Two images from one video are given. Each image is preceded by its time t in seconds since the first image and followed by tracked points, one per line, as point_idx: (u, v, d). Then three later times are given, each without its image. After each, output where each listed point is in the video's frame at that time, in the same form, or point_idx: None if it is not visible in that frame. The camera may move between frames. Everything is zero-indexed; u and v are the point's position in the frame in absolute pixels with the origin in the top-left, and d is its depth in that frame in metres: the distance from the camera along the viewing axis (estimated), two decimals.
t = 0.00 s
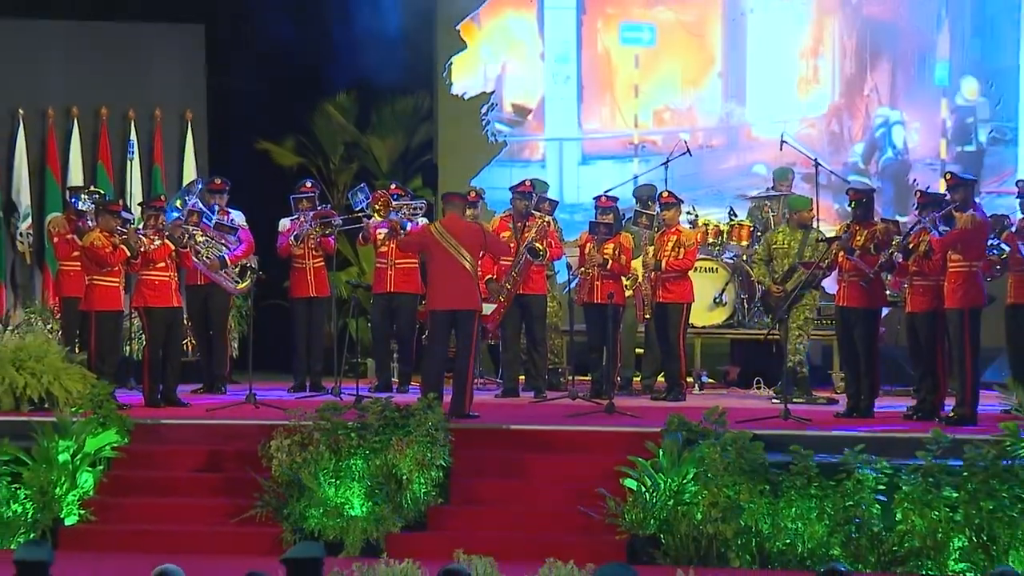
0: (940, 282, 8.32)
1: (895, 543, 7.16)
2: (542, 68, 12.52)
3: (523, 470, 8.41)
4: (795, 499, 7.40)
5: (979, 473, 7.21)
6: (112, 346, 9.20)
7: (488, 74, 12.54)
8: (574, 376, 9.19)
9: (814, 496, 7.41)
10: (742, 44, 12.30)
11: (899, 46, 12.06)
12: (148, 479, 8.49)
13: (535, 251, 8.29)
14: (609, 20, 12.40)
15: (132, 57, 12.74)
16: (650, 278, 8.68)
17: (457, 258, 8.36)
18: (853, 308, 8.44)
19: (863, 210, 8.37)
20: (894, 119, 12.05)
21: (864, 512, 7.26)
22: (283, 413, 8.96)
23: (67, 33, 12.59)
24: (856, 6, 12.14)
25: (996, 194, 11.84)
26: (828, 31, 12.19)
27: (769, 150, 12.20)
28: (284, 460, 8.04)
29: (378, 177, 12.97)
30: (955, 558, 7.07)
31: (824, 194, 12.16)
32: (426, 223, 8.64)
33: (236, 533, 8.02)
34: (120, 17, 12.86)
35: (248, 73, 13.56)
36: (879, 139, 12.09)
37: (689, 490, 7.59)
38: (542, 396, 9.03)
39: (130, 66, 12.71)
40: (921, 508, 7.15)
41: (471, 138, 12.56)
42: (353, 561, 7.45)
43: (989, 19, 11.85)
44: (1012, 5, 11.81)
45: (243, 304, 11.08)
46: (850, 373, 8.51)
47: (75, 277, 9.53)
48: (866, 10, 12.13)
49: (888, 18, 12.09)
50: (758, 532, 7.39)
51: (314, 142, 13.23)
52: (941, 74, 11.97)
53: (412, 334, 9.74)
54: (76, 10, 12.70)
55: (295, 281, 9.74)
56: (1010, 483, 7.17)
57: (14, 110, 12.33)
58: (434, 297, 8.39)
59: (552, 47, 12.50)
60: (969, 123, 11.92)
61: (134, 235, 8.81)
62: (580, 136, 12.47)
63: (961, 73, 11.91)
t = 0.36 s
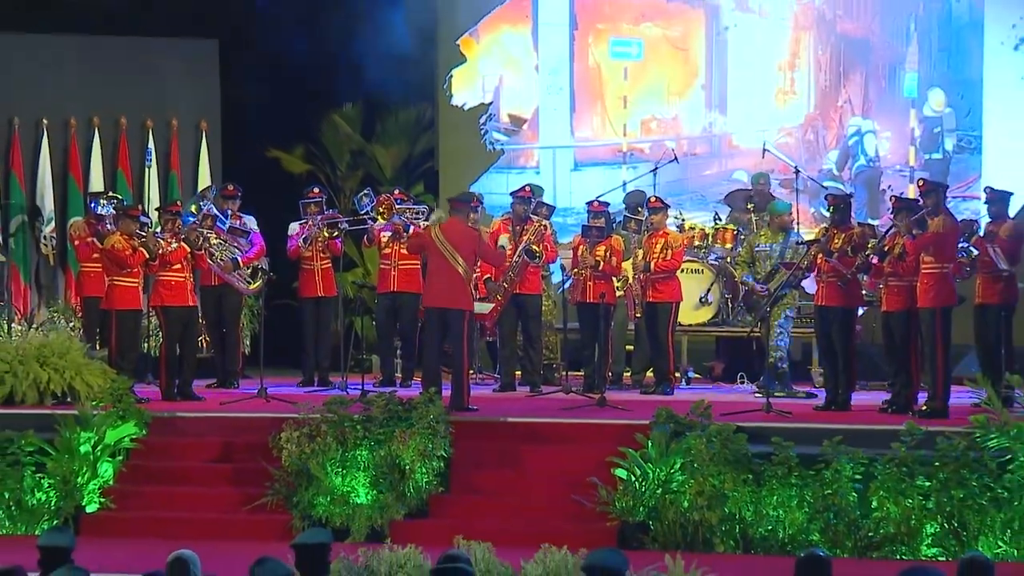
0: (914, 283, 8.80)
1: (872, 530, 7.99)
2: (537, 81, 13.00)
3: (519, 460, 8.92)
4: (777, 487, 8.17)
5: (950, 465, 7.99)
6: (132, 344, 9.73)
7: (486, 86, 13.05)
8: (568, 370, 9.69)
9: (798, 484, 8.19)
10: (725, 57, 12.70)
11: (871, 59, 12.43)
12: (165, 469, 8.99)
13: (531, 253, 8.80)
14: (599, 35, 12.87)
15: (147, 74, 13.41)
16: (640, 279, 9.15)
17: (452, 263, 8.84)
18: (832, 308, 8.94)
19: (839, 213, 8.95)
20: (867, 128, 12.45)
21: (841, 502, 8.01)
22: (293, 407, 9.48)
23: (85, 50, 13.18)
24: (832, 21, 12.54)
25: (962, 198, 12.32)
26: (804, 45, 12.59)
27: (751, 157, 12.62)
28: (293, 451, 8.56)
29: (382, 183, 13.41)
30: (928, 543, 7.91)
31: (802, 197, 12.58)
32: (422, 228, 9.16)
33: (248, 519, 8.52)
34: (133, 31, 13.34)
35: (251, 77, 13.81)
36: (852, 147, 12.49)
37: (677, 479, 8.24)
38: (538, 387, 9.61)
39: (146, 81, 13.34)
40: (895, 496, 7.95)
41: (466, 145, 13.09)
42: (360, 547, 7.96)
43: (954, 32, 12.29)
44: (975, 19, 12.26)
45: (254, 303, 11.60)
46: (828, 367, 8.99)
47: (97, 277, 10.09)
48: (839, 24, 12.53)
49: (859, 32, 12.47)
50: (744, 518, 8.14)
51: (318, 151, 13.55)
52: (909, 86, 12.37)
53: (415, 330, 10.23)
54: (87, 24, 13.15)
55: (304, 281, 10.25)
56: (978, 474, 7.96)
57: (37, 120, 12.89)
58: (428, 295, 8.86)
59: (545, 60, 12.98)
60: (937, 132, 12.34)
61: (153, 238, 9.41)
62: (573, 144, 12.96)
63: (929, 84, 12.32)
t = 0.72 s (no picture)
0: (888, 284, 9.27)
1: (849, 518, 8.62)
2: (532, 93, 13.48)
3: (514, 450, 9.46)
4: (758, 477, 8.82)
5: (923, 456, 8.66)
6: (149, 340, 10.30)
7: (484, 98, 13.55)
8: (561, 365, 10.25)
9: (778, 476, 8.84)
10: (706, 71, 13.21)
11: (844, 73, 12.94)
12: (180, 460, 9.51)
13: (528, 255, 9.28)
14: (590, 50, 13.33)
15: (161, 83, 13.86)
16: (629, 280, 9.67)
17: (453, 268, 9.36)
18: (810, 307, 9.46)
19: (817, 218, 9.47)
20: (840, 137, 12.96)
21: (819, 490, 8.66)
22: (300, 402, 10.02)
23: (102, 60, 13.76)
24: (807, 37, 13.04)
25: (928, 203, 12.92)
26: (781, 59, 13.09)
27: (732, 164, 13.10)
28: (301, 442, 9.09)
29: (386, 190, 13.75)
30: (901, 530, 8.60)
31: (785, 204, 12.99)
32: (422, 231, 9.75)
33: (259, 507, 9.04)
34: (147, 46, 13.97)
35: (258, 83, 14.44)
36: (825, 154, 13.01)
37: (664, 469, 8.80)
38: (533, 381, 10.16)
39: (160, 90, 13.84)
40: (870, 485, 8.62)
41: (466, 154, 13.58)
42: (364, 533, 8.49)
43: (921, 46, 12.86)
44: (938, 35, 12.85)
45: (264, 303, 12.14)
46: (807, 363, 9.51)
47: (116, 278, 10.65)
48: (812, 38, 13.03)
49: (832, 47, 12.97)
50: (726, 506, 8.77)
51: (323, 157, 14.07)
52: (879, 97, 12.89)
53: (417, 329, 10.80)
54: (106, 35, 13.86)
55: (312, 281, 10.78)
56: (949, 465, 8.64)
57: (59, 130, 13.50)
58: (429, 294, 9.38)
59: (538, 72, 13.47)
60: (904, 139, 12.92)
61: (170, 241, 9.86)
62: (565, 152, 13.42)
63: (898, 96, 12.87)
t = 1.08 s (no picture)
0: (862, 287, 9.77)
1: (825, 508, 9.19)
2: (524, 107, 14.03)
3: (509, 445, 9.99)
4: (740, 470, 9.34)
5: (895, 450, 9.22)
6: (162, 340, 10.88)
7: (480, 111, 14.07)
8: (553, 364, 10.79)
9: (759, 469, 9.37)
10: (688, 86, 13.76)
11: (817, 87, 13.50)
12: (192, 454, 10.06)
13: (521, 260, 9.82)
14: (579, 66, 13.87)
15: (173, 96, 14.30)
16: (617, 283, 10.19)
17: (450, 272, 9.85)
18: (789, 309, 9.97)
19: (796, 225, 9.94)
20: (813, 148, 13.50)
21: (798, 482, 9.22)
22: (306, 399, 10.55)
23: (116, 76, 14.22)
24: (783, 54, 13.62)
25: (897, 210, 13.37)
26: (759, 75, 13.68)
27: (713, 173, 13.67)
28: (306, 437, 9.61)
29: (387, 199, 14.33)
30: (875, 520, 9.13)
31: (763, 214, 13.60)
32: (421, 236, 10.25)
33: (267, 498, 9.58)
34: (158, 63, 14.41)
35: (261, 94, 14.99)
36: (800, 164, 13.56)
37: (650, 462, 9.33)
38: (526, 377, 10.77)
39: (173, 104, 14.28)
40: (845, 477, 9.19)
41: (462, 164, 14.15)
42: (365, 523, 9.01)
43: (889, 62, 13.32)
44: (904, 52, 13.33)
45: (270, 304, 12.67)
46: (786, 361, 10.02)
47: (131, 281, 11.18)
48: (787, 55, 13.61)
49: (806, 63, 13.55)
50: (708, 498, 9.30)
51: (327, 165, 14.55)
52: (851, 111, 13.39)
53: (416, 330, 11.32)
54: (117, 55, 14.31)
55: (316, 284, 11.32)
56: (920, 458, 9.21)
57: (77, 140, 13.98)
58: (429, 296, 9.89)
59: (529, 86, 14.01)
60: (875, 150, 13.41)
61: (183, 246, 10.42)
62: (556, 163, 13.96)
63: (870, 109, 13.35)
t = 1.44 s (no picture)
0: (833, 291, 10.38)
1: (799, 501, 9.84)
2: (515, 124, 14.71)
3: (501, 442, 10.63)
4: (718, 465, 10.00)
5: (864, 446, 9.87)
6: (174, 343, 11.52)
7: (474, 128, 14.78)
8: (543, 365, 11.43)
9: (737, 464, 10.03)
10: (666, 105, 14.39)
11: (788, 106, 14.15)
12: (203, 450, 10.68)
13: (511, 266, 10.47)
14: (566, 85, 14.53)
15: (183, 114, 14.95)
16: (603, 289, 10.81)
17: (442, 278, 10.50)
18: (764, 313, 10.59)
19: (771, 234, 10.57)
20: (784, 163, 14.18)
21: (772, 476, 9.89)
22: (310, 398, 11.18)
23: (132, 95, 14.84)
24: (755, 75, 14.20)
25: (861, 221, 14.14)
26: (733, 95, 14.28)
27: (690, 186, 14.33)
28: (310, 434, 10.26)
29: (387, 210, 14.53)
30: (845, 512, 9.80)
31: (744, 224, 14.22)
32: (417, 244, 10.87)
33: (273, 491, 10.23)
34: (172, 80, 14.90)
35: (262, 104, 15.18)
36: (773, 178, 14.23)
37: (634, 458, 9.97)
38: (517, 379, 11.31)
39: (183, 121, 14.93)
40: (817, 472, 9.82)
41: (455, 176, 14.83)
42: (366, 515, 9.64)
43: (856, 83, 13.95)
44: (871, 74, 13.94)
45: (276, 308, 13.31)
46: (762, 363, 10.64)
47: (145, 287, 11.80)
48: (758, 76, 14.20)
49: (777, 83, 14.15)
50: (689, 491, 9.95)
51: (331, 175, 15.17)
52: (819, 129, 14.08)
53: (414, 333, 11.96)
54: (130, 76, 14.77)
55: (320, 290, 11.94)
56: (887, 454, 9.84)
57: (94, 155, 14.66)
58: (424, 300, 10.56)
59: (520, 104, 14.70)
60: (843, 165, 14.07)
61: (194, 254, 11.24)
62: (544, 176, 14.66)
63: (837, 127, 14.04)
